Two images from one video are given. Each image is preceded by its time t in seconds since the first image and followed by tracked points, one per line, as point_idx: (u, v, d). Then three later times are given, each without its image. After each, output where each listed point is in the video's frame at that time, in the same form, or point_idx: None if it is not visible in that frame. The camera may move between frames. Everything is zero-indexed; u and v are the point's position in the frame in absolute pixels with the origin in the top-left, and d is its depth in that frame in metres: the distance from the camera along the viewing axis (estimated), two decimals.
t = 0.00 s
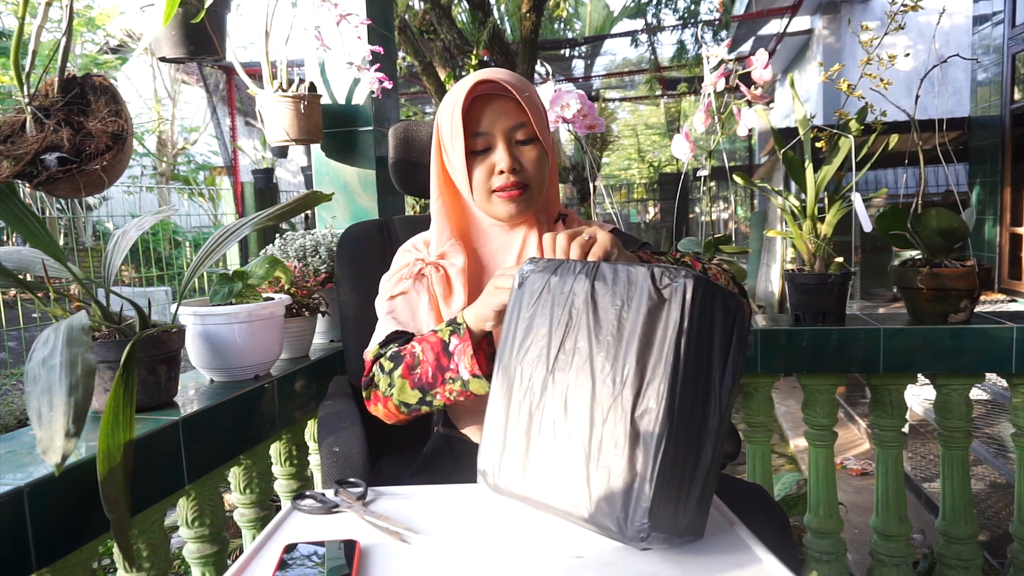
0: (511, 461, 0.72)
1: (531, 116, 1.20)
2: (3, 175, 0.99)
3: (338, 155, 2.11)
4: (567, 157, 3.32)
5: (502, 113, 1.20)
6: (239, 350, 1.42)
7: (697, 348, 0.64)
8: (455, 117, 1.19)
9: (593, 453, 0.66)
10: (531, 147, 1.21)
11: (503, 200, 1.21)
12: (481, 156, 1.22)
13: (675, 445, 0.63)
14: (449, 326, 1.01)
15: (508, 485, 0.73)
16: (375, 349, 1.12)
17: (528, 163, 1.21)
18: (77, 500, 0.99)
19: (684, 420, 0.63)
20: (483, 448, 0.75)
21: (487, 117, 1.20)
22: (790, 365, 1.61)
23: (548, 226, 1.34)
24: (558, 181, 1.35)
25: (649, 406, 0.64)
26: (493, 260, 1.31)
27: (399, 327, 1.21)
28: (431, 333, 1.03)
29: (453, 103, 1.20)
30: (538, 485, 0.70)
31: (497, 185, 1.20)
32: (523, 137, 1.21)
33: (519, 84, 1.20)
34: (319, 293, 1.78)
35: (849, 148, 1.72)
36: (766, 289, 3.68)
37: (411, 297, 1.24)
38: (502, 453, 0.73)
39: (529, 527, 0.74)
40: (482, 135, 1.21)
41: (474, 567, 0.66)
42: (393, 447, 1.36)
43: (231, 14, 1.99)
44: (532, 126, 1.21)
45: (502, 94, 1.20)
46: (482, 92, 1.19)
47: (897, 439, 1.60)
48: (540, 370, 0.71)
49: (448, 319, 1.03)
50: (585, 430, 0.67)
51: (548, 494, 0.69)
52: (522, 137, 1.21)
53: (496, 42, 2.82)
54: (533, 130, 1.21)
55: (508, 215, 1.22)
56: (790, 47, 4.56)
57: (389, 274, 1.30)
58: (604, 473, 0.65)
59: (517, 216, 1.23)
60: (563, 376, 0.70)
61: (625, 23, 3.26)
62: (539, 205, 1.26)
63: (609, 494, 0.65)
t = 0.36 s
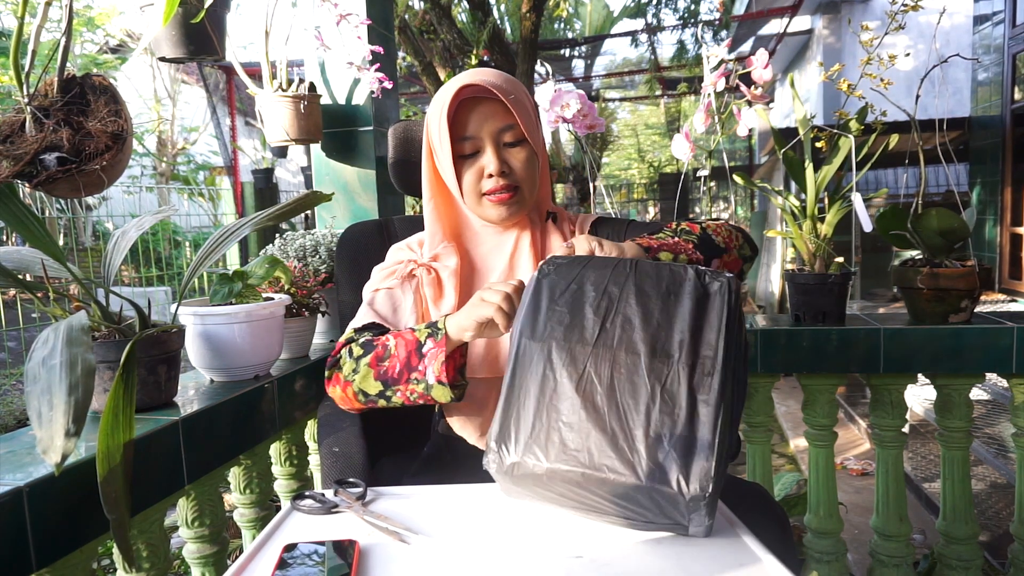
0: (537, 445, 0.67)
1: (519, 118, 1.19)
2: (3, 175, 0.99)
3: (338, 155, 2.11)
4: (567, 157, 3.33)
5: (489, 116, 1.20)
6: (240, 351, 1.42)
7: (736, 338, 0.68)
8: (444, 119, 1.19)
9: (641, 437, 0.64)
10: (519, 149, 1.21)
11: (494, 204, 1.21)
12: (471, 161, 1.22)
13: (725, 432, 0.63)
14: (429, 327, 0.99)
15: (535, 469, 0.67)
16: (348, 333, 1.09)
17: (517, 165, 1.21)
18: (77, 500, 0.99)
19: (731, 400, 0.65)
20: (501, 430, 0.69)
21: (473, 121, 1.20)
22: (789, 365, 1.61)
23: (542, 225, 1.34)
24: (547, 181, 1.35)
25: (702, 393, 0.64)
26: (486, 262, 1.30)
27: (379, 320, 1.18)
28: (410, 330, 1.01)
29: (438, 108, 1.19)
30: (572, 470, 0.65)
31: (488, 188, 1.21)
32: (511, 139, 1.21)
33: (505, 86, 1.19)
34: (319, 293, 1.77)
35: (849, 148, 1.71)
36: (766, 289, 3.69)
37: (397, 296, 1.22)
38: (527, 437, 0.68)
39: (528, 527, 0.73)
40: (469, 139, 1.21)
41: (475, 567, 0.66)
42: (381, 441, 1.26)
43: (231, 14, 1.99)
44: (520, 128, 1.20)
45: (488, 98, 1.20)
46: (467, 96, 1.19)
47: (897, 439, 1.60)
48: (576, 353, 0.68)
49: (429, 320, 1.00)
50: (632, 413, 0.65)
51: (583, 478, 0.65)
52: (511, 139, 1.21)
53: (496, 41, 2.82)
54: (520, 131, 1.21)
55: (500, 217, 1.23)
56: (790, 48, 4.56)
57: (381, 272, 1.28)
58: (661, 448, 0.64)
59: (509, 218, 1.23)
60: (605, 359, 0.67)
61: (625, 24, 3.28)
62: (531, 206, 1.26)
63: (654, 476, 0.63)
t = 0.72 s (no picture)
0: (527, 451, 0.68)
1: (520, 120, 1.19)
2: (3, 175, 0.99)
3: (338, 155, 2.11)
4: (567, 157, 3.33)
5: (490, 118, 1.19)
6: (240, 351, 1.42)
7: (724, 337, 0.68)
8: (444, 121, 1.19)
9: (626, 441, 0.64)
10: (520, 151, 1.21)
11: (495, 207, 1.21)
12: (473, 164, 1.21)
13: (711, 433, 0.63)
14: (437, 342, 0.99)
15: (525, 475, 0.68)
16: (353, 348, 1.10)
17: (518, 168, 1.20)
18: (77, 500, 0.99)
19: (719, 399, 0.65)
20: (492, 437, 0.70)
21: (474, 125, 1.20)
22: (789, 365, 1.61)
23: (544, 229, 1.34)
24: (550, 181, 1.35)
25: (686, 394, 0.64)
26: (488, 265, 1.31)
27: (382, 331, 1.18)
28: (417, 346, 1.00)
29: (439, 111, 1.19)
30: (560, 475, 0.66)
31: (490, 192, 1.20)
32: (512, 142, 1.20)
33: (506, 88, 1.19)
34: (319, 293, 1.77)
35: (849, 148, 1.71)
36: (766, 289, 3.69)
37: (399, 305, 1.22)
38: (517, 444, 0.69)
39: (526, 528, 0.74)
40: (470, 142, 1.20)
41: (473, 568, 0.66)
42: (382, 440, 1.25)
43: (231, 14, 1.99)
44: (522, 130, 1.20)
45: (489, 100, 1.19)
46: (467, 98, 1.18)
47: (897, 439, 1.60)
48: (562, 359, 0.69)
49: (437, 334, 1.00)
50: (617, 416, 0.65)
51: (570, 483, 0.65)
52: (512, 142, 1.20)
53: (496, 41, 2.82)
54: (523, 133, 1.20)
55: (502, 220, 1.23)
56: (789, 48, 4.56)
57: (379, 279, 1.28)
58: (646, 450, 0.63)
59: (510, 221, 1.23)
60: (590, 364, 0.67)
61: (625, 23, 3.36)
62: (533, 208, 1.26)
63: (641, 480, 0.63)
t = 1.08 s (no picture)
0: (522, 441, 0.69)
1: (531, 121, 1.19)
2: (3, 175, 0.99)
3: (338, 155, 2.11)
4: (567, 158, 3.33)
5: (500, 118, 1.19)
6: (240, 351, 1.42)
7: (722, 340, 0.69)
8: (453, 120, 1.18)
9: (619, 432, 0.64)
10: (530, 153, 1.21)
11: (504, 208, 1.21)
12: (481, 165, 1.21)
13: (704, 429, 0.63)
14: (432, 331, 1.00)
15: (520, 465, 0.68)
16: (342, 334, 1.09)
17: (527, 169, 1.20)
18: (76, 499, 0.99)
19: (713, 396, 0.65)
20: (490, 427, 0.71)
21: (484, 125, 1.19)
22: (789, 365, 1.61)
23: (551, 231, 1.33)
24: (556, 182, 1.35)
25: (681, 390, 0.64)
26: (494, 267, 1.30)
27: (376, 323, 1.16)
28: (412, 333, 1.01)
29: (449, 109, 1.19)
30: (552, 465, 0.66)
31: (498, 194, 1.20)
32: (522, 143, 1.20)
33: (517, 88, 1.18)
34: (319, 293, 1.77)
35: (849, 148, 1.71)
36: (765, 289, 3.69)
37: (399, 301, 1.20)
38: (515, 435, 0.69)
39: (524, 528, 0.74)
40: (480, 142, 1.20)
41: (471, 568, 0.66)
42: (382, 439, 1.24)
43: (231, 14, 1.99)
44: (532, 131, 1.20)
45: (500, 100, 1.19)
46: (477, 98, 1.18)
47: (896, 439, 1.60)
48: (562, 352, 0.70)
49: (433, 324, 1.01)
50: (612, 408, 0.65)
51: (563, 474, 0.65)
52: (521, 143, 1.20)
53: (496, 41, 2.82)
54: (532, 134, 1.21)
55: (510, 221, 1.23)
56: (789, 47, 4.55)
57: (382, 277, 1.26)
58: (637, 443, 0.63)
59: (518, 222, 1.23)
60: (588, 357, 0.68)
61: (625, 23, 3.43)
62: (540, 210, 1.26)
63: (630, 473, 0.62)
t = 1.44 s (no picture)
0: (539, 420, 0.69)
1: (542, 123, 1.19)
2: (3, 175, 0.99)
3: (338, 155, 2.11)
4: (568, 157, 3.33)
5: (510, 119, 1.19)
6: (240, 351, 1.42)
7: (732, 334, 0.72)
8: (463, 120, 1.18)
9: (640, 411, 0.66)
10: (540, 155, 1.21)
11: (512, 209, 1.20)
12: (490, 166, 1.21)
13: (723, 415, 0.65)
14: (418, 337, 1.00)
15: (537, 445, 0.69)
16: (330, 325, 1.11)
17: (537, 171, 1.20)
18: (77, 499, 0.99)
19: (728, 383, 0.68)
20: (504, 404, 0.70)
21: (495, 126, 1.19)
22: (789, 365, 1.61)
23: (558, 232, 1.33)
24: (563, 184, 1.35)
25: (699, 374, 0.67)
26: (499, 268, 1.30)
27: (363, 322, 1.13)
28: (398, 336, 1.02)
29: (460, 108, 1.18)
30: (573, 443, 0.67)
31: (506, 195, 1.20)
32: (532, 145, 1.20)
33: (528, 89, 1.18)
34: (320, 293, 1.77)
35: (849, 148, 1.71)
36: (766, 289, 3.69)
37: (400, 302, 1.19)
38: (529, 413, 0.70)
39: (524, 528, 0.74)
40: (490, 143, 1.20)
41: (471, 568, 0.66)
42: (382, 440, 1.24)
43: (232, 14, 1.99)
44: (542, 132, 1.20)
45: (511, 101, 1.18)
46: (488, 98, 1.17)
47: (896, 439, 1.60)
48: (578, 341, 0.71)
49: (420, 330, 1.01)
50: (631, 390, 0.67)
51: (584, 449, 0.67)
52: (531, 144, 1.20)
53: (496, 41, 2.82)
54: (543, 136, 1.20)
55: (516, 223, 1.22)
56: (790, 48, 4.55)
57: (382, 276, 1.25)
58: (659, 421, 0.65)
59: (525, 224, 1.23)
60: (604, 346, 0.70)
61: (625, 24, 3.35)
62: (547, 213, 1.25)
63: (656, 446, 0.65)
